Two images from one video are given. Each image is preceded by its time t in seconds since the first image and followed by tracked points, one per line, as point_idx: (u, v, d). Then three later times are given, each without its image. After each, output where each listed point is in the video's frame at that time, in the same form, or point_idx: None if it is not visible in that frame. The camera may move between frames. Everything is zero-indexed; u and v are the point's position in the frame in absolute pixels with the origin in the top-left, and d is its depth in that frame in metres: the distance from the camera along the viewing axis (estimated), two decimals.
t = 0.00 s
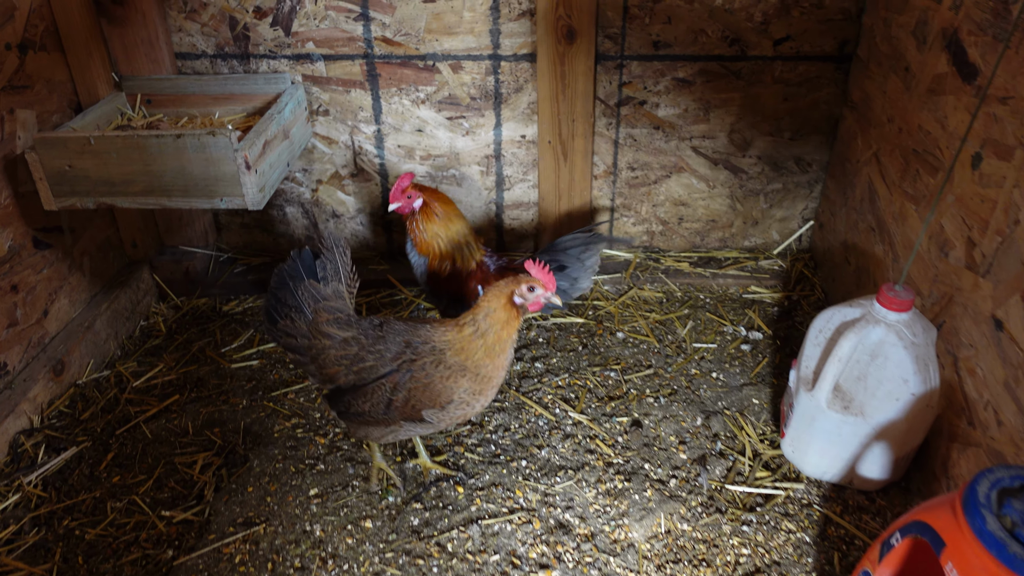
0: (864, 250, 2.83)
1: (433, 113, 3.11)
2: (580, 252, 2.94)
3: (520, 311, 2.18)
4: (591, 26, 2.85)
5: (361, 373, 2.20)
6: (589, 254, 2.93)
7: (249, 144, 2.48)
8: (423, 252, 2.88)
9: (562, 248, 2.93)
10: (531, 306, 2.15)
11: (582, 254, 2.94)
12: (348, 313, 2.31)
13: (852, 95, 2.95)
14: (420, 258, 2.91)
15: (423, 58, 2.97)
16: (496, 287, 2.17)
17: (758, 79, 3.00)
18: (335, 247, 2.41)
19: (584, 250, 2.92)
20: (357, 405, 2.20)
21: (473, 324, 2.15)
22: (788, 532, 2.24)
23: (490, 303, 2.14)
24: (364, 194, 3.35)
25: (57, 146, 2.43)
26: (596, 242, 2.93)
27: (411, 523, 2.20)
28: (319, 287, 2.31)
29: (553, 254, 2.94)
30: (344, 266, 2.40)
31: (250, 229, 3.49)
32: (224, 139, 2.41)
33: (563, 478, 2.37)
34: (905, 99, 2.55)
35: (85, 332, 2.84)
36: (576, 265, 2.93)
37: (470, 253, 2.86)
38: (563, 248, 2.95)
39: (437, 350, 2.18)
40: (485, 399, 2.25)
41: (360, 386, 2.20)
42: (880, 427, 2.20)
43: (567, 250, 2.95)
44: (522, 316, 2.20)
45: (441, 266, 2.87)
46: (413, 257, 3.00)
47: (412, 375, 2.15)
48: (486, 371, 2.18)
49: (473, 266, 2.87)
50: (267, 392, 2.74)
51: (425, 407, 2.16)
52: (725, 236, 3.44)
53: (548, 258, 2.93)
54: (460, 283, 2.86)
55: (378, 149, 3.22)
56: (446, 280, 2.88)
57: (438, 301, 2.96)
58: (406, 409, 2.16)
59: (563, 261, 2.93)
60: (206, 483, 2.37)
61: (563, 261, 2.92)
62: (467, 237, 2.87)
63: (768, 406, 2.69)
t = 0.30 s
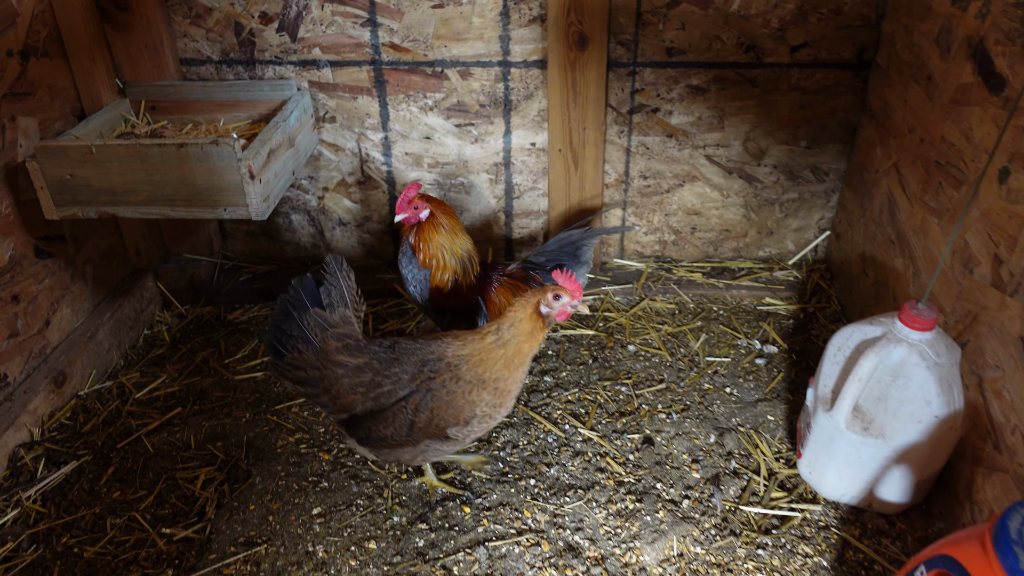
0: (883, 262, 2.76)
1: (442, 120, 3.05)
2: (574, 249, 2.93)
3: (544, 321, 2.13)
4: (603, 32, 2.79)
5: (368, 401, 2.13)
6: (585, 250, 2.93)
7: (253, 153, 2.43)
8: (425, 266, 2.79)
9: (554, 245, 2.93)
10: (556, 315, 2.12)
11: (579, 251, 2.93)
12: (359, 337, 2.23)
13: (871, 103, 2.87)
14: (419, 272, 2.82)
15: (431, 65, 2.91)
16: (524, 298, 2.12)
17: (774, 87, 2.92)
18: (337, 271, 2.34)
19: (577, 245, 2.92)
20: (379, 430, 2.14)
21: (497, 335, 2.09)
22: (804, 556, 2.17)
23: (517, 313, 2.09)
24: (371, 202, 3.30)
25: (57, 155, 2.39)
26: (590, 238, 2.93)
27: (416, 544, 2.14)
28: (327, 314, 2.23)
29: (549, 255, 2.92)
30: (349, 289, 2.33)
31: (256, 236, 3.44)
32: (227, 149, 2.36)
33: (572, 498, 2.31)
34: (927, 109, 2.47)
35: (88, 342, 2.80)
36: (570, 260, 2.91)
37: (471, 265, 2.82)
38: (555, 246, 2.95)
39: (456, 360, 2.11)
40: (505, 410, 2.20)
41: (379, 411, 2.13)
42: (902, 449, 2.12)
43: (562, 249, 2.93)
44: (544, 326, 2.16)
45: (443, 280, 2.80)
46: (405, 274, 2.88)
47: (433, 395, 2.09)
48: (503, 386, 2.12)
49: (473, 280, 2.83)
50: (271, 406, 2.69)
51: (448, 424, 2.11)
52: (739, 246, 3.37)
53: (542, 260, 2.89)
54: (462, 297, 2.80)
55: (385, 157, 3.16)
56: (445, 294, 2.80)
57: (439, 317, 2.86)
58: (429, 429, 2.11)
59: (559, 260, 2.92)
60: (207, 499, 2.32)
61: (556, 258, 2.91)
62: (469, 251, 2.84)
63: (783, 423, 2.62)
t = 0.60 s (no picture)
0: (904, 274, 2.68)
1: (453, 124, 3.00)
2: (543, 239, 2.90)
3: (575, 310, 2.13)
4: (617, 36, 2.73)
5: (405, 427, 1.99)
6: (554, 238, 2.88)
7: (260, 158, 2.38)
8: (419, 283, 2.64)
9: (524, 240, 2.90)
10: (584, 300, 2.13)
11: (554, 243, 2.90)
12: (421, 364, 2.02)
13: (893, 111, 2.80)
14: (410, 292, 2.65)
15: (442, 68, 2.87)
16: (546, 292, 2.13)
17: (793, 93, 2.86)
18: (400, 300, 2.08)
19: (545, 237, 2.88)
20: (443, 454, 2.01)
21: (537, 342, 2.07)
22: None
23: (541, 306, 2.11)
24: (380, 207, 3.25)
25: (62, 159, 2.36)
26: (560, 226, 2.86)
27: (421, 561, 2.10)
28: (389, 343, 1.99)
29: (524, 249, 2.91)
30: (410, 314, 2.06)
31: (264, 240, 3.40)
32: (234, 153, 2.32)
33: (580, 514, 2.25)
34: (951, 118, 2.40)
35: (93, 347, 2.77)
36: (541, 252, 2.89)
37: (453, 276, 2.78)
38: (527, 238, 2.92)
39: (506, 376, 2.06)
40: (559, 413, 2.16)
41: (442, 436, 1.99)
42: (923, 470, 2.05)
43: (537, 243, 2.90)
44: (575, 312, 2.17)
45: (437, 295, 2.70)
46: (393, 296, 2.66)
47: (499, 412, 2.01)
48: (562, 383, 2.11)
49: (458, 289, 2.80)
50: (277, 414, 2.65)
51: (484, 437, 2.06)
52: (755, 255, 3.30)
53: (516, 257, 2.91)
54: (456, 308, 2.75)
55: (395, 161, 3.12)
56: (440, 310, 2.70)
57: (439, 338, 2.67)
58: (493, 447, 2.03)
59: (535, 255, 2.90)
60: (210, 510, 2.28)
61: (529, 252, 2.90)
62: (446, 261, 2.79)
63: (799, 438, 2.55)
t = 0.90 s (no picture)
0: (920, 285, 2.62)
1: (461, 128, 2.96)
2: (527, 239, 2.95)
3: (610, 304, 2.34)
4: (629, 40, 2.68)
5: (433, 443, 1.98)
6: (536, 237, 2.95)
7: (266, 162, 2.35)
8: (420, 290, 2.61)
9: (508, 242, 2.93)
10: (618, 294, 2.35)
11: (536, 241, 2.96)
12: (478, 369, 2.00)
13: (910, 118, 2.73)
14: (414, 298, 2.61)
15: (450, 72, 2.83)
16: (582, 291, 2.32)
17: (807, 98, 2.80)
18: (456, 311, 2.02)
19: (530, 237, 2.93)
20: (513, 458, 2.06)
21: (590, 341, 2.27)
22: None
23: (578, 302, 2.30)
24: (387, 212, 3.22)
25: (66, 163, 2.33)
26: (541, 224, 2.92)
27: None
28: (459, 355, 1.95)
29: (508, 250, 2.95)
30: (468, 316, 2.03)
31: (270, 244, 3.37)
32: (239, 158, 2.29)
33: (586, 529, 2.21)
34: (971, 126, 2.34)
35: (96, 351, 2.75)
36: (525, 251, 2.96)
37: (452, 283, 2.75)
38: (509, 239, 2.95)
39: (568, 373, 2.20)
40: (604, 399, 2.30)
41: (512, 442, 2.04)
42: (940, 489, 1.99)
43: (520, 242, 2.94)
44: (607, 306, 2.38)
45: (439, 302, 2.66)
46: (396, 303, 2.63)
47: (564, 408, 2.12)
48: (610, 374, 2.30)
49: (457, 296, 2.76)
50: (281, 422, 2.62)
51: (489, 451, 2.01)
52: (767, 263, 3.24)
53: (503, 260, 2.93)
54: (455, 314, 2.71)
55: (403, 165, 3.08)
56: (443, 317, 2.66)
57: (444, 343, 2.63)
58: (559, 442, 2.13)
59: (518, 254, 2.95)
60: (211, 519, 2.25)
61: (514, 253, 2.95)
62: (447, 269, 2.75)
63: (812, 452, 2.49)
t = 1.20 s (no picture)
0: (941, 296, 2.58)
1: (474, 133, 2.93)
2: (544, 252, 2.83)
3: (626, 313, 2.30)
4: (645, 45, 2.65)
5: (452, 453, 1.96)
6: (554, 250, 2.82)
7: (278, 168, 2.32)
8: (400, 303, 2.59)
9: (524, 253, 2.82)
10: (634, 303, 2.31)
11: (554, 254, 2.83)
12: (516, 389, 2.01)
13: (931, 125, 2.69)
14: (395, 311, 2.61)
15: (464, 76, 2.80)
16: (599, 301, 2.29)
17: (826, 105, 2.76)
18: (489, 324, 1.93)
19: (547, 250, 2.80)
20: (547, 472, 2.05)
21: (607, 352, 2.24)
22: None
23: (594, 314, 2.27)
24: (399, 217, 3.19)
25: (78, 167, 2.32)
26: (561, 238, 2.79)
27: None
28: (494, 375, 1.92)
29: (523, 261, 2.83)
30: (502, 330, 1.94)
31: (281, 248, 3.35)
32: (251, 164, 2.27)
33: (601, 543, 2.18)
34: (995, 135, 2.30)
35: (107, 356, 2.73)
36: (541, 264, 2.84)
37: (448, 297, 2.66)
38: (526, 249, 2.83)
39: (592, 382, 2.19)
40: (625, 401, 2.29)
41: (546, 455, 2.04)
42: (964, 506, 1.95)
43: (536, 254, 2.83)
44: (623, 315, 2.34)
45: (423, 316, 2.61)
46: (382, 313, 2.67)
47: (593, 416, 2.13)
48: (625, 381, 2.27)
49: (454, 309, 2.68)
50: (293, 429, 2.60)
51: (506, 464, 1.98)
52: (783, 270, 3.20)
53: (516, 271, 2.83)
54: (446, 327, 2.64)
55: (415, 170, 3.05)
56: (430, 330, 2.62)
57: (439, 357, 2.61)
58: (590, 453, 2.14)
59: (534, 266, 2.84)
60: (222, 528, 2.23)
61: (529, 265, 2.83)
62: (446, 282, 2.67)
63: (830, 464, 2.45)
